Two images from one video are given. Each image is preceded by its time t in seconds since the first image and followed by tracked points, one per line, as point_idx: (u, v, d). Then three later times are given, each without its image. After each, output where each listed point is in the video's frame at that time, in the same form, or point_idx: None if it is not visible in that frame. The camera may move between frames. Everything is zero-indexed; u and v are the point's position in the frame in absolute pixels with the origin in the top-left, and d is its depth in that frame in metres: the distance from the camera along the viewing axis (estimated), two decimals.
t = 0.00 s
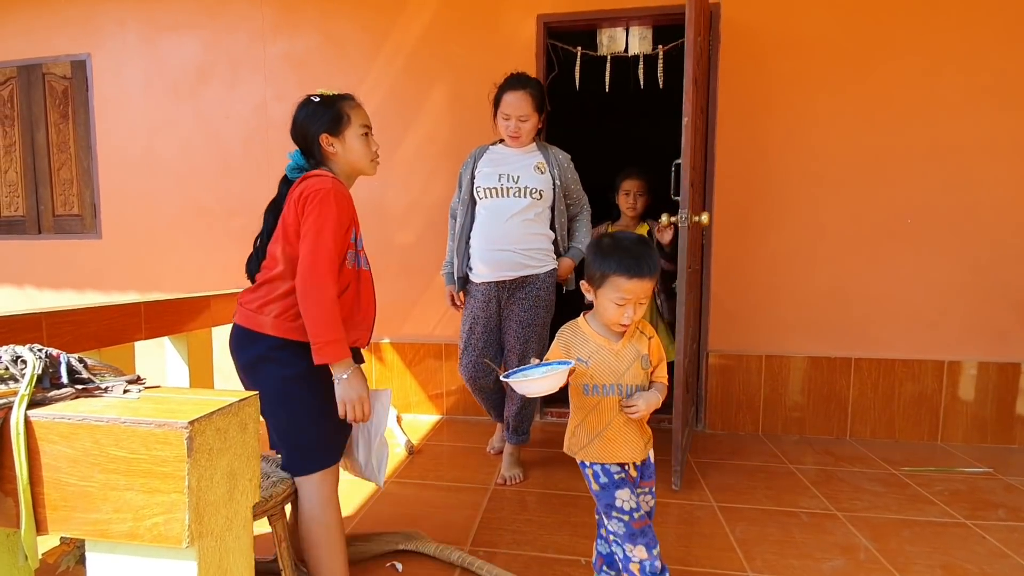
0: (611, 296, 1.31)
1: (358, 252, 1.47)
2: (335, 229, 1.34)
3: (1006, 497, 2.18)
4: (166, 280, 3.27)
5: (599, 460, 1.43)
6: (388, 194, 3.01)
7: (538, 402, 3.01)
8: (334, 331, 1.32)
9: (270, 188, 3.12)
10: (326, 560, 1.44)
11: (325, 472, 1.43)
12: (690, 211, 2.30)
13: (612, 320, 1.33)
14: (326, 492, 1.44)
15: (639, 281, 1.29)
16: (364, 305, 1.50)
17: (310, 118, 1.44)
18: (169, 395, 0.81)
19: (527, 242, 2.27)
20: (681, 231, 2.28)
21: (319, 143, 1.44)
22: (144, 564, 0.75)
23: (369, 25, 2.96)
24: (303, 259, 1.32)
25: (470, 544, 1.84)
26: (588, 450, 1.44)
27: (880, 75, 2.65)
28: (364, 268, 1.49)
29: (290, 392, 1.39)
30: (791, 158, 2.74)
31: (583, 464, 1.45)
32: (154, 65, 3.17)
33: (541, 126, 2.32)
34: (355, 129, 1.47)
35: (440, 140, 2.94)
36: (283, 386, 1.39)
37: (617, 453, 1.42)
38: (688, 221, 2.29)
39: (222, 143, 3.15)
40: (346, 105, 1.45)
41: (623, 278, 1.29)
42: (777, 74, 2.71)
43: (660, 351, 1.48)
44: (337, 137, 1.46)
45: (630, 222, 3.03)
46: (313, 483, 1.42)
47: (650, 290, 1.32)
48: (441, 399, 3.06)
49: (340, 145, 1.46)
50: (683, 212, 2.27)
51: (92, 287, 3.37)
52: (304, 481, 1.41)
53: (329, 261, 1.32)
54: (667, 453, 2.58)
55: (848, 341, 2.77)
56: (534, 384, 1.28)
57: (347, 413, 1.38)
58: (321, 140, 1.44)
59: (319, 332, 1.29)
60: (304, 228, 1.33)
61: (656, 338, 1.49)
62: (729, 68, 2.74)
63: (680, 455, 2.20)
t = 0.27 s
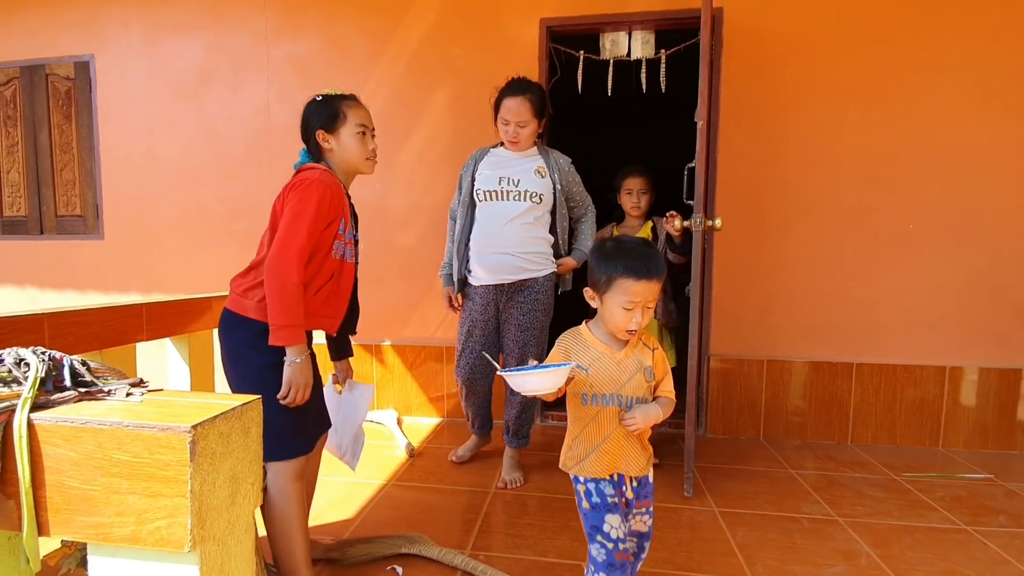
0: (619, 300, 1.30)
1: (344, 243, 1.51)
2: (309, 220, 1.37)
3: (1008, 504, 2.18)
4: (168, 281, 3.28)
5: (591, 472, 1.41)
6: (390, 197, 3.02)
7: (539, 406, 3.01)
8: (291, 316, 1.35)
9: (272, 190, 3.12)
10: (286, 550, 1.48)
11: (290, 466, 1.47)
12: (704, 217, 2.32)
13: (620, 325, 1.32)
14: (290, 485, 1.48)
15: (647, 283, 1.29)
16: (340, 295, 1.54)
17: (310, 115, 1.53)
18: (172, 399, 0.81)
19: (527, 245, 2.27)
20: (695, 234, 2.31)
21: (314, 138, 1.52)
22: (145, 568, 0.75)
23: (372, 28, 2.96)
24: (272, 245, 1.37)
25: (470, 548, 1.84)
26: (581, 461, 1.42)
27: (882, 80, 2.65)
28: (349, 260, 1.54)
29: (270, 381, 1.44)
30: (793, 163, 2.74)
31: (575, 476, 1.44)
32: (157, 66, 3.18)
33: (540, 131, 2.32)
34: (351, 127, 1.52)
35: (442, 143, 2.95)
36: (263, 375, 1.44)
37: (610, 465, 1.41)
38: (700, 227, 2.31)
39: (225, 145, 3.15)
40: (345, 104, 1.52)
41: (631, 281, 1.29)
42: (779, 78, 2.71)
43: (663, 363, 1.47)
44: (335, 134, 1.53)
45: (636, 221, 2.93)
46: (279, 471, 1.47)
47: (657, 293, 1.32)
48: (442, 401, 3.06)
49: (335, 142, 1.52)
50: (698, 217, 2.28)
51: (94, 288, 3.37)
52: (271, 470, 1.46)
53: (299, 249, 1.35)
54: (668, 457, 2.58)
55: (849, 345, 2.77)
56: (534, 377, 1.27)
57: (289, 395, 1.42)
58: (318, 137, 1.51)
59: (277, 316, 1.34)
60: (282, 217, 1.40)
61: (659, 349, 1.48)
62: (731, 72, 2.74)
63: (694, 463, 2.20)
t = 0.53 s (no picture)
0: (614, 297, 1.28)
1: (334, 244, 1.49)
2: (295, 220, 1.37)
3: (1009, 510, 2.17)
4: (170, 282, 3.28)
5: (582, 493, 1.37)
6: (392, 199, 3.02)
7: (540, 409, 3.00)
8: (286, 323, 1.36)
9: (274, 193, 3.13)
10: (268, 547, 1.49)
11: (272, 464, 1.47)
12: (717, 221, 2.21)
13: (621, 325, 1.28)
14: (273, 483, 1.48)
15: (643, 275, 1.27)
16: (335, 296, 1.53)
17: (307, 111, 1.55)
18: (176, 402, 0.81)
19: (522, 248, 2.27)
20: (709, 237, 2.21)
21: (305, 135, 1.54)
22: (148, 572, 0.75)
23: (376, 31, 2.97)
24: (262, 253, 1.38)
25: (472, 552, 1.83)
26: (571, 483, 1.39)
27: (885, 85, 2.66)
28: (340, 260, 1.51)
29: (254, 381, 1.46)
30: (795, 167, 2.74)
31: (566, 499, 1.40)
32: (160, 68, 3.19)
33: (530, 136, 2.33)
34: (336, 125, 1.50)
35: (445, 146, 2.95)
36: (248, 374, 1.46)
37: (603, 486, 1.37)
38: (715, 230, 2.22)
39: (228, 147, 3.16)
40: (333, 101, 1.49)
41: (625, 275, 1.27)
42: (782, 83, 2.72)
43: (668, 371, 1.44)
44: (323, 131, 1.52)
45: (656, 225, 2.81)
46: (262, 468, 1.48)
47: (656, 288, 1.30)
48: (443, 404, 3.05)
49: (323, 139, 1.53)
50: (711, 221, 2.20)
51: (95, 289, 3.38)
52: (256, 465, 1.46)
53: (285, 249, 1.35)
54: (669, 462, 2.57)
55: (852, 350, 2.77)
56: (521, 386, 1.17)
57: (296, 397, 1.43)
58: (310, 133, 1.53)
59: (272, 321, 1.34)
60: (269, 223, 1.39)
61: (664, 357, 1.44)
62: (733, 77, 2.74)
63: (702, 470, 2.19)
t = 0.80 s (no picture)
0: (631, 299, 1.25)
1: (317, 240, 1.47)
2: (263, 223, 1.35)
3: (1012, 513, 2.17)
4: (173, 284, 3.29)
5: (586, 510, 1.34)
6: (395, 202, 3.03)
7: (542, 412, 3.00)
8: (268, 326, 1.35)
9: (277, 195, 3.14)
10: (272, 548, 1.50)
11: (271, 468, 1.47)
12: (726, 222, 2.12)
13: (639, 327, 1.26)
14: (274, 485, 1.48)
15: (662, 277, 1.26)
16: (324, 293, 1.52)
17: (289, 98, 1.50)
18: (184, 404, 0.81)
19: (518, 251, 2.27)
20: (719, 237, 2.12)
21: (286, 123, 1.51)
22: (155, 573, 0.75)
23: (379, 34, 2.98)
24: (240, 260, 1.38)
25: (475, 555, 1.83)
26: (575, 497, 1.35)
27: (887, 88, 2.66)
28: (326, 256, 1.50)
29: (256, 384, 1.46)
30: (798, 170, 2.75)
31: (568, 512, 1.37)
32: (164, 71, 3.20)
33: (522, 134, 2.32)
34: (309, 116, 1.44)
35: (448, 149, 2.95)
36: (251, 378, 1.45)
37: (614, 500, 1.34)
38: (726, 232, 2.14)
39: (231, 149, 3.16)
40: (309, 90, 1.43)
41: (646, 276, 1.25)
42: (784, 86, 2.72)
43: (670, 376, 1.44)
44: (299, 121, 1.47)
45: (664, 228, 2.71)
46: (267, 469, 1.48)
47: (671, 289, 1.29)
48: (446, 406, 3.05)
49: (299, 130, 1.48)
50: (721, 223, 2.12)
51: (98, 290, 3.39)
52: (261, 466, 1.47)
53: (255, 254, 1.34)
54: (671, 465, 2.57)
55: (854, 353, 2.77)
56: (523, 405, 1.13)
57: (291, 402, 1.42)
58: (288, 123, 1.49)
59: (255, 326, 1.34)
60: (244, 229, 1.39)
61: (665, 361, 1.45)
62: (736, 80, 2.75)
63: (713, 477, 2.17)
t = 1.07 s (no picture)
0: (686, 307, 1.18)
1: (295, 235, 1.39)
2: (221, 221, 1.26)
3: (1017, 515, 2.16)
4: (177, 285, 3.30)
5: (602, 530, 1.26)
6: (398, 204, 3.03)
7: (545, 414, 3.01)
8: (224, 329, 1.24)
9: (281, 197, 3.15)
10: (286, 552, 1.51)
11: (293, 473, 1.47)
12: (738, 223, 2.08)
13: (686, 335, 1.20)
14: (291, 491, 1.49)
15: (712, 282, 1.20)
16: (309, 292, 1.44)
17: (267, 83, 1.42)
18: (193, 405, 0.81)
19: (517, 253, 2.26)
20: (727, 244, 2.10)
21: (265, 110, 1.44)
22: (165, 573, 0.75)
23: (383, 37, 2.99)
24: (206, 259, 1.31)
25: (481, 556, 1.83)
26: (590, 516, 1.27)
27: (891, 90, 2.66)
28: (305, 252, 1.41)
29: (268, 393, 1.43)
30: (801, 172, 2.75)
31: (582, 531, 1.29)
32: (169, 74, 3.22)
33: (516, 136, 2.33)
34: (286, 103, 1.35)
35: (451, 151, 2.96)
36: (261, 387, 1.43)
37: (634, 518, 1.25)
38: (734, 234, 2.10)
39: (235, 151, 3.18)
40: (286, 76, 1.35)
41: (701, 282, 1.18)
42: (787, 88, 2.73)
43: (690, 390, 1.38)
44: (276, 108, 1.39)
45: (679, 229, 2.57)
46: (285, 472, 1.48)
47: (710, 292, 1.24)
48: (449, 408, 3.05)
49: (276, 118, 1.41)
50: (732, 225, 2.09)
51: (103, 291, 3.40)
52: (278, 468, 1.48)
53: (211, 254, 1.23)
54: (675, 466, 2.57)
55: (857, 355, 2.76)
56: (570, 412, 1.03)
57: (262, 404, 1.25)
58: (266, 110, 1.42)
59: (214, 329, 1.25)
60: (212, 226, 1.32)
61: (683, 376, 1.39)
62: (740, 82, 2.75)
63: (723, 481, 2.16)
